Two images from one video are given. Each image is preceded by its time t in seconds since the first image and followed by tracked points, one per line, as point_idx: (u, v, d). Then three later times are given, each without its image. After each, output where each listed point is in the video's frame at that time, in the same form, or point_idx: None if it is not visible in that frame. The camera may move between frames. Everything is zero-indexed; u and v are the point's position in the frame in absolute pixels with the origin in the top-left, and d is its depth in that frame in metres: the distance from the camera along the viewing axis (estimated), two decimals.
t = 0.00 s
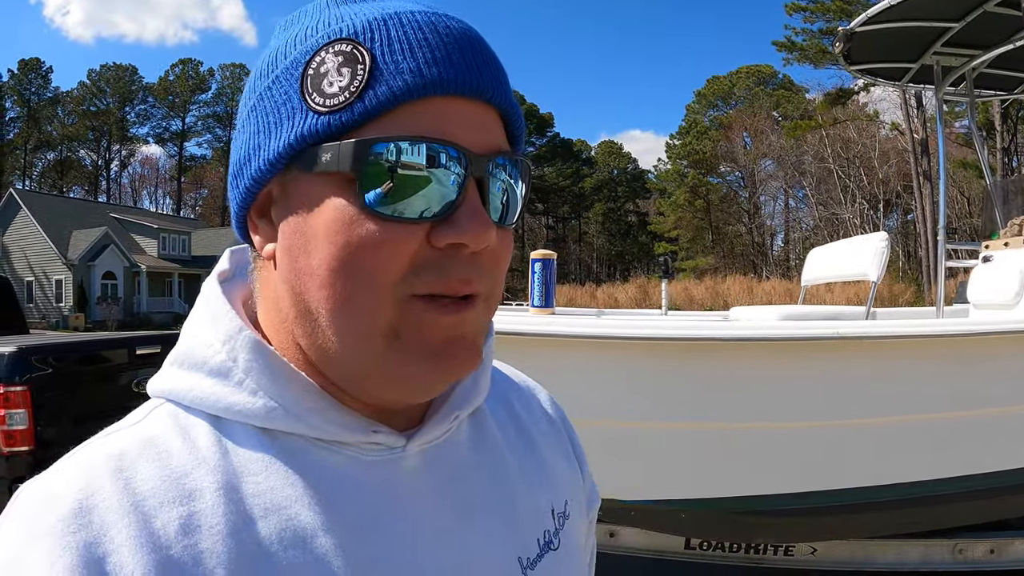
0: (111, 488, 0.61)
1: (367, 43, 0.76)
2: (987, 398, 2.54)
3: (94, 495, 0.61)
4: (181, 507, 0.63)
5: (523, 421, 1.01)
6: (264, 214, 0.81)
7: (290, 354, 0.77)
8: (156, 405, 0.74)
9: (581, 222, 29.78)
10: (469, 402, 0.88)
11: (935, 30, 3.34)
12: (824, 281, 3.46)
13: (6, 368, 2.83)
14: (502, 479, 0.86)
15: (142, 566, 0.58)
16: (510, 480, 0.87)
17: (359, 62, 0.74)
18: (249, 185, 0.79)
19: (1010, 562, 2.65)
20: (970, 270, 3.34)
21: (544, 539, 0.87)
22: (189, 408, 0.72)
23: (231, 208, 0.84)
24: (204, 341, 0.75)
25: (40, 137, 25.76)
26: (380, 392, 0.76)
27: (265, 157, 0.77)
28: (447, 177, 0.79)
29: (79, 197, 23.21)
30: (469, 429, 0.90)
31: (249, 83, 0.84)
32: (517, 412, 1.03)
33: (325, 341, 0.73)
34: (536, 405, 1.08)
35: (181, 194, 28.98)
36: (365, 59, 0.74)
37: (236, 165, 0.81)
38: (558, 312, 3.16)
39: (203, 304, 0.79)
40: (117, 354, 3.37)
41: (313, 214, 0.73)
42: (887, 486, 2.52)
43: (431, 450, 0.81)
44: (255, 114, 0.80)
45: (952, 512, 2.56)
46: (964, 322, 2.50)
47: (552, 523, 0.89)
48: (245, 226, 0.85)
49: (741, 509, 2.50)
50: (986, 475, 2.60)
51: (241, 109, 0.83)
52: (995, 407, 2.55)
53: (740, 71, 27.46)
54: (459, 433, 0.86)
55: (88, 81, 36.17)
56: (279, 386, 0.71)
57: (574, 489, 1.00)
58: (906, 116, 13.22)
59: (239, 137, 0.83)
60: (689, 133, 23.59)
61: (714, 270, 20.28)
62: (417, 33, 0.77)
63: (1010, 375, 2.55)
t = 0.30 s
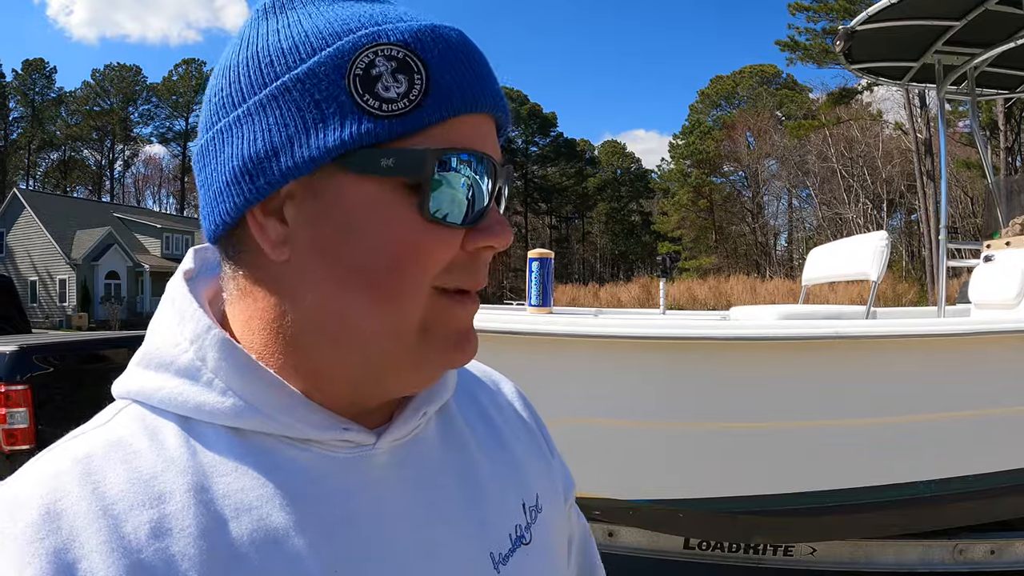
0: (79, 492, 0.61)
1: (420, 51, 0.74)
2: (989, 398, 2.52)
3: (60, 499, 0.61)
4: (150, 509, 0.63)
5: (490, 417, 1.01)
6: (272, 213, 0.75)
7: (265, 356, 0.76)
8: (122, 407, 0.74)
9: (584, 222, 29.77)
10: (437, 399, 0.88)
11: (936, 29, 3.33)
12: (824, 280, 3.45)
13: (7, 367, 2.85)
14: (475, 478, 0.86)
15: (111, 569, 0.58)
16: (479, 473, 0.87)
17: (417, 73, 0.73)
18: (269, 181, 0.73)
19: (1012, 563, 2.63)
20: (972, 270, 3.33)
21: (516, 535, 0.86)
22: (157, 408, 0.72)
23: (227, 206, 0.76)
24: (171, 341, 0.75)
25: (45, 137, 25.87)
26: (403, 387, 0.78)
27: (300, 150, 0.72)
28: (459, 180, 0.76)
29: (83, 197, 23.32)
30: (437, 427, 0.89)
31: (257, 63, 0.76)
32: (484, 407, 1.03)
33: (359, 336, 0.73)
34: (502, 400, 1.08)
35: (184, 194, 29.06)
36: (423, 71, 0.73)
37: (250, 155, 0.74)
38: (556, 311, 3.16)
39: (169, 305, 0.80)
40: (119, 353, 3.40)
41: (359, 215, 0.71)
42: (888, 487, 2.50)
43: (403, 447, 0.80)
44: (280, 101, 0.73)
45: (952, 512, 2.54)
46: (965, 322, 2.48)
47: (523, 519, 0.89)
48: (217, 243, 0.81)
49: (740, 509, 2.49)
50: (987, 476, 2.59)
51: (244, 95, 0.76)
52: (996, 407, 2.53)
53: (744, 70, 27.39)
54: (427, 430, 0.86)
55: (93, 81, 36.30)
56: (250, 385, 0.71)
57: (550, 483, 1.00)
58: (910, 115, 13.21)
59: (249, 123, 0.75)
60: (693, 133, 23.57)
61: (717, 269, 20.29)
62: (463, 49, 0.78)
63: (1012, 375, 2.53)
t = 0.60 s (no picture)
0: (80, 481, 0.63)
1: (370, 38, 0.75)
2: (988, 398, 2.53)
3: (63, 488, 0.62)
4: (152, 498, 0.64)
5: (493, 409, 1.03)
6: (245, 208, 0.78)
7: (258, 345, 0.78)
8: (125, 399, 0.76)
9: (586, 222, 29.77)
10: (436, 390, 0.90)
11: (936, 28, 3.33)
12: (824, 279, 3.46)
13: (10, 366, 2.87)
14: (475, 469, 0.88)
15: (114, 557, 0.59)
16: (481, 464, 0.89)
17: (364, 58, 0.74)
18: (234, 176, 0.77)
19: (1011, 562, 2.65)
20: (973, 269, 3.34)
21: (515, 525, 0.88)
22: (158, 400, 0.74)
23: (210, 204, 0.80)
24: (170, 333, 0.77)
25: (48, 137, 25.95)
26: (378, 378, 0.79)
27: (252, 149, 0.75)
28: (431, 171, 0.78)
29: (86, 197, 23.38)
30: (437, 418, 0.91)
31: (233, 67, 0.80)
32: (486, 398, 1.05)
33: (324, 329, 0.74)
34: (505, 391, 1.09)
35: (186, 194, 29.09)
36: (371, 55, 0.74)
37: (217, 155, 0.78)
38: (556, 310, 3.17)
39: (169, 299, 0.82)
40: (121, 352, 3.43)
41: (315, 206, 0.73)
42: (887, 486, 2.51)
43: (402, 438, 0.82)
44: (241, 104, 0.77)
45: (952, 511, 2.55)
46: (964, 322, 2.49)
47: (523, 511, 0.91)
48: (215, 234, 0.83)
49: (739, 508, 2.50)
50: (986, 475, 2.60)
51: (216, 101, 0.80)
52: (995, 407, 2.54)
53: (746, 70, 27.33)
54: (427, 421, 0.88)
55: (94, 80, 36.33)
56: (245, 374, 0.73)
57: (551, 477, 1.01)
58: (911, 115, 13.21)
59: (217, 126, 0.79)
60: (694, 133, 23.54)
61: (719, 269, 20.28)
62: (411, 26, 0.78)
63: (1011, 375, 2.54)
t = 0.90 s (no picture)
0: (89, 484, 0.63)
1: (299, 40, 0.78)
2: (990, 399, 2.52)
3: (72, 492, 0.62)
4: (160, 503, 0.64)
5: (506, 417, 1.02)
6: (232, 213, 0.85)
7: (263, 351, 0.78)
8: (135, 402, 0.76)
9: (588, 222, 29.76)
10: (449, 399, 0.90)
11: (940, 29, 3.33)
12: (827, 280, 3.45)
13: (13, 365, 2.86)
14: (485, 475, 0.88)
15: (122, 566, 0.59)
16: (492, 473, 0.89)
17: (287, 57, 0.76)
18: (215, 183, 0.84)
19: (1014, 563, 2.64)
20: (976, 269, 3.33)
21: (527, 537, 0.88)
22: (169, 403, 0.74)
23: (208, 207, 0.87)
24: (180, 336, 0.77)
25: (50, 136, 25.96)
26: (326, 391, 0.75)
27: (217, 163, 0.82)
28: (382, 168, 0.77)
29: (88, 197, 23.41)
30: (448, 425, 0.91)
31: (222, 82, 0.86)
32: (500, 407, 1.04)
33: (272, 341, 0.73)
34: (519, 401, 1.09)
35: (189, 193, 29.12)
36: (292, 53, 0.76)
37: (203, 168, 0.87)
38: (559, 311, 3.16)
39: (182, 300, 0.82)
40: (124, 352, 3.43)
41: (254, 212, 0.75)
42: (890, 487, 2.51)
43: (411, 448, 0.82)
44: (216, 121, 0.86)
45: (954, 512, 2.55)
46: (967, 322, 2.49)
47: (537, 522, 0.90)
48: (220, 219, 0.88)
49: (740, 509, 2.50)
50: (990, 477, 2.59)
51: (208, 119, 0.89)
52: (998, 408, 2.54)
53: (748, 70, 27.31)
54: (439, 429, 0.88)
55: (97, 79, 36.35)
56: (255, 381, 0.73)
57: (564, 486, 1.01)
58: (914, 115, 13.19)
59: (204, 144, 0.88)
60: (697, 133, 23.52)
61: (721, 269, 20.27)
62: (335, 20, 0.79)
63: (1014, 375, 2.54)
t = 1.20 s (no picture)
0: (104, 483, 0.63)
1: (308, 37, 0.79)
2: (994, 399, 2.52)
3: (86, 492, 0.62)
4: (174, 503, 0.64)
5: (518, 417, 1.02)
6: (245, 212, 0.85)
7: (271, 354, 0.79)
8: (149, 401, 0.76)
9: (590, 222, 29.75)
10: (461, 398, 0.90)
11: (944, 29, 3.32)
12: (831, 281, 3.45)
13: (17, 364, 2.87)
14: (497, 477, 0.88)
15: (136, 564, 0.59)
16: (502, 472, 0.89)
17: (297, 55, 0.77)
18: (227, 184, 0.84)
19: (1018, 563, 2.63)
20: (980, 270, 3.32)
21: (538, 537, 0.88)
22: (183, 403, 0.74)
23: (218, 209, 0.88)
24: (194, 336, 0.78)
25: (53, 136, 26.00)
26: (342, 390, 0.75)
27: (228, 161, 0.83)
28: (396, 166, 0.78)
29: (92, 197, 23.46)
30: (461, 426, 0.91)
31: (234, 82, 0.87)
32: (512, 407, 1.04)
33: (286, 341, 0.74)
34: (531, 401, 1.09)
35: (192, 193, 29.18)
36: (301, 51, 0.77)
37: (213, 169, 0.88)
38: (564, 311, 3.17)
39: (195, 300, 0.82)
40: (128, 351, 3.43)
41: (266, 210, 0.75)
42: (894, 487, 2.50)
43: (421, 448, 0.82)
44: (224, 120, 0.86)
45: (958, 514, 2.55)
46: (970, 322, 2.48)
47: (548, 521, 0.90)
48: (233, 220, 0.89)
49: (744, 509, 2.50)
50: (994, 477, 2.59)
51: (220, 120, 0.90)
52: (1001, 409, 2.54)
53: (751, 70, 27.30)
54: (450, 429, 0.88)
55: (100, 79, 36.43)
56: (266, 380, 0.73)
57: (575, 486, 1.01)
58: (917, 116, 13.16)
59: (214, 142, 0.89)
60: (699, 133, 23.51)
61: (724, 269, 20.28)
62: (344, 17, 0.79)
63: (1018, 375, 2.53)
